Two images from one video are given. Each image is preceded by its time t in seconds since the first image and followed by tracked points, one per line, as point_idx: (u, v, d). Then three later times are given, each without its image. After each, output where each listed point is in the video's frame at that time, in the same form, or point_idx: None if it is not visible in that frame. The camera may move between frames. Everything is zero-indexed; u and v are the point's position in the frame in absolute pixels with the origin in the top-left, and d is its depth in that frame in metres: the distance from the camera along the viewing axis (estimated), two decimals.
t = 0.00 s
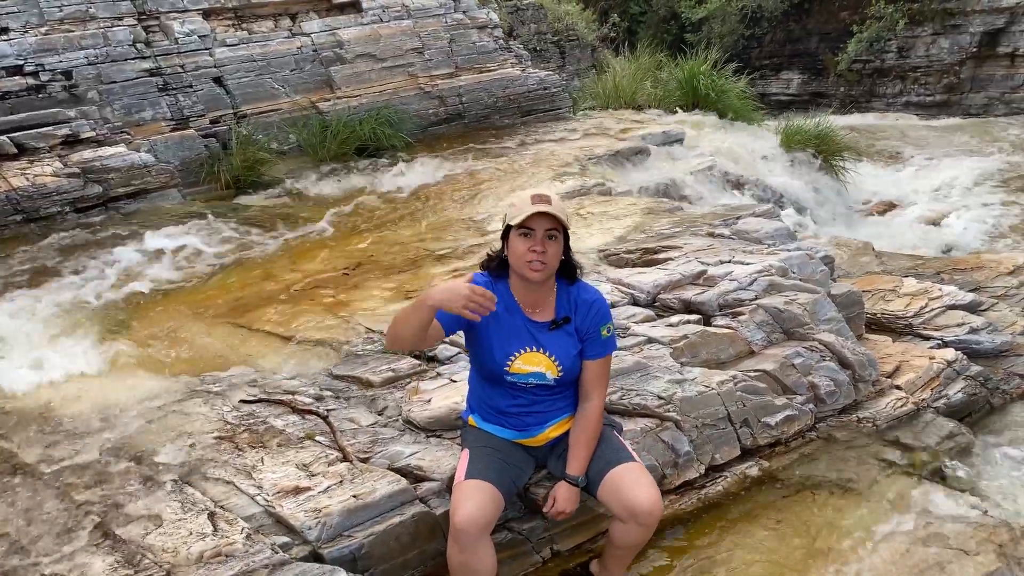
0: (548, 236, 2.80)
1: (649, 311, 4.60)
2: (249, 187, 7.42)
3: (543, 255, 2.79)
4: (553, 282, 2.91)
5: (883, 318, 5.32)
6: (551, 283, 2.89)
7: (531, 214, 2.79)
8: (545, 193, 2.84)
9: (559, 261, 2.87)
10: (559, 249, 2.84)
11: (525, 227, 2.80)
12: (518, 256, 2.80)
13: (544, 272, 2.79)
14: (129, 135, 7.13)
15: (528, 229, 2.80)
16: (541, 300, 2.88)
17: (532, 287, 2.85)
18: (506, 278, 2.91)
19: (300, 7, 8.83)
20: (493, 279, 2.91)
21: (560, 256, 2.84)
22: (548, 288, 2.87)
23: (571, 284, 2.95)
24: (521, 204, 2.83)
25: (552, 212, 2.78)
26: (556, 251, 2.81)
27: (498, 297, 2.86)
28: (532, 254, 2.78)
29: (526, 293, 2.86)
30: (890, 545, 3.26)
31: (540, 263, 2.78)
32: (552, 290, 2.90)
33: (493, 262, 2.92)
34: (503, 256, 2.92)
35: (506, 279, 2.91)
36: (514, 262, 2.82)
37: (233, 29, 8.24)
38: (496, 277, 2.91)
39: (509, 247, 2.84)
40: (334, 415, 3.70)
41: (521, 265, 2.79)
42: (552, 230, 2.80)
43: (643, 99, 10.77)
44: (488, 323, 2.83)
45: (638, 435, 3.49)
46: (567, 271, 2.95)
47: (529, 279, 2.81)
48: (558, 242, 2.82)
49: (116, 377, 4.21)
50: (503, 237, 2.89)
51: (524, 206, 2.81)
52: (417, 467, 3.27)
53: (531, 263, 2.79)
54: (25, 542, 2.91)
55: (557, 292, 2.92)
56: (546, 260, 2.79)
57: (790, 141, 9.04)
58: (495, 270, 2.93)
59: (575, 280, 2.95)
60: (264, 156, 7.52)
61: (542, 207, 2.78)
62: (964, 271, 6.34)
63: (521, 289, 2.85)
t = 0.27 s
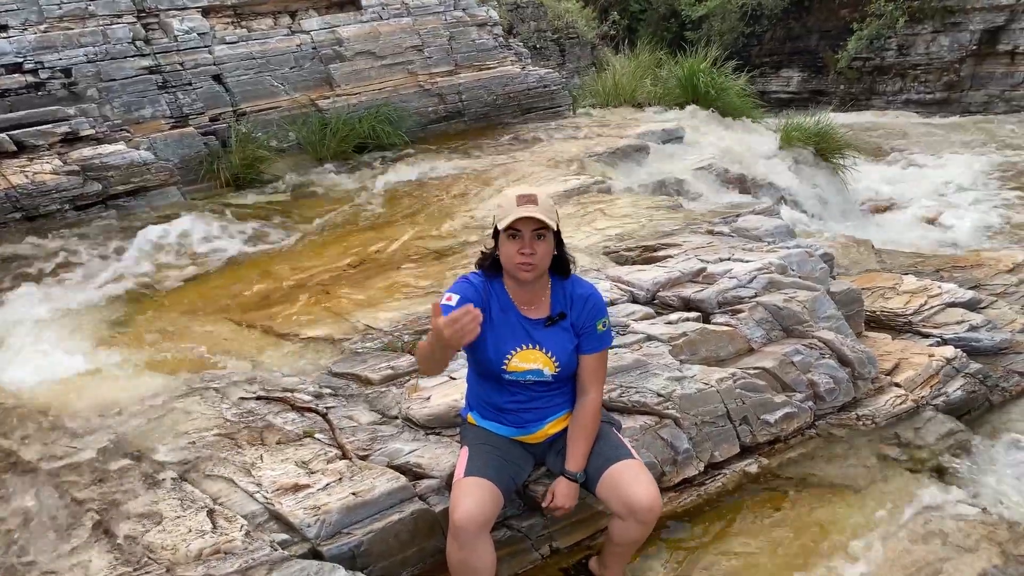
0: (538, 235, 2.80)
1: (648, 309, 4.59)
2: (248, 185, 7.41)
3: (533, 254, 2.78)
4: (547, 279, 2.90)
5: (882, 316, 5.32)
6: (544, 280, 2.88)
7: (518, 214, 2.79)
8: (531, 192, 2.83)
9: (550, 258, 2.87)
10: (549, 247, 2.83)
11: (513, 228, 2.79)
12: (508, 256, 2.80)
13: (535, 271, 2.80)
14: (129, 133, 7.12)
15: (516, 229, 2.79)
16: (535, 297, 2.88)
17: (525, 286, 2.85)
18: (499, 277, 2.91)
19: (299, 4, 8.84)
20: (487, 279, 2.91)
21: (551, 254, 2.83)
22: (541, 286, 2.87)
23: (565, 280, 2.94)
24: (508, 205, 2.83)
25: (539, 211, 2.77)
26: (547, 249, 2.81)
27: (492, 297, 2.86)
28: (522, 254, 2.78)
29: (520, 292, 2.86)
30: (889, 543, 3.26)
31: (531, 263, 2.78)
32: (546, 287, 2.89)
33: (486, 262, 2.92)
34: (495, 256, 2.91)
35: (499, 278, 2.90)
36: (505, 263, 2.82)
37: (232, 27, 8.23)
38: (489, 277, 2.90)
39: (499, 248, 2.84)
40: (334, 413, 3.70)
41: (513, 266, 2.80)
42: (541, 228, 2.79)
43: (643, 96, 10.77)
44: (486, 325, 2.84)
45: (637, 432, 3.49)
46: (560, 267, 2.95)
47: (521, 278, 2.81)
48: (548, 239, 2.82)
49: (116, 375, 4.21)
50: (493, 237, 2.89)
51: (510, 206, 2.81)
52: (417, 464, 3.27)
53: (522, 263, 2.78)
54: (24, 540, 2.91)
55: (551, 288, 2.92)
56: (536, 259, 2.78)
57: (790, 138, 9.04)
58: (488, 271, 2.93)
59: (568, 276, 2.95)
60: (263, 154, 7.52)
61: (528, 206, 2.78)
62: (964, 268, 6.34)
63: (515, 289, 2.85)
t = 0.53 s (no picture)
0: (531, 238, 2.77)
1: (648, 307, 4.60)
2: (248, 183, 7.41)
3: (528, 258, 2.76)
4: (543, 279, 2.88)
5: (882, 314, 5.32)
6: (540, 282, 2.86)
7: (510, 219, 2.75)
8: (522, 193, 2.79)
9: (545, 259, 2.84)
10: (544, 249, 2.81)
11: (506, 233, 2.76)
12: (503, 263, 2.78)
13: (531, 275, 2.77)
14: (128, 131, 7.13)
15: (509, 234, 2.76)
16: (531, 299, 2.86)
17: (522, 289, 2.84)
18: (495, 280, 2.89)
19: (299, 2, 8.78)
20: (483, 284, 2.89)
21: (545, 256, 2.81)
22: (538, 287, 2.85)
23: (562, 279, 2.93)
24: (500, 209, 2.79)
25: (531, 214, 2.74)
26: (541, 252, 2.78)
27: (491, 301, 2.85)
28: (516, 259, 2.75)
29: (517, 296, 2.84)
30: (889, 541, 3.27)
31: (526, 268, 2.76)
32: (543, 287, 2.88)
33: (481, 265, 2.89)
34: (490, 259, 2.89)
35: (496, 282, 2.88)
36: (501, 268, 2.79)
37: (231, 25, 8.22)
38: (485, 281, 2.88)
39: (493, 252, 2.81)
40: (333, 411, 3.70)
41: (509, 271, 2.77)
42: (534, 232, 2.76)
43: (643, 94, 10.75)
44: (486, 334, 2.83)
45: (637, 430, 3.50)
46: (555, 266, 2.93)
47: (518, 283, 2.80)
48: (542, 242, 2.79)
49: (115, 373, 4.22)
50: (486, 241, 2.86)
51: (502, 211, 2.78)
52: (416, 463, 3.28)
53: (517, 268, 2.76)
54: (24, 538, 2.91)
55: (548, 288, 2.90)
56: (531, 264, 2.76)
57: (790, 136, 9.04)
58: (484, 274, 2.90)
59: (564, 274, 2.93)
60: (263, 151, 7.51)
61: (520, 209, 2.74)
62: (963, 266, 6.34)
63: (512, 294, 2.84)
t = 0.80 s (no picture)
0: (523, 241, 2.75)
1: (647, 305, 4.59)
2: (246, 180, 7.39)
3: (522, 261, 2.74)
4: (538, 279, 2.87)
5: (881, 311, 5.32)
6: (535, 282, 2.85)
7: (501, 224, 2.73)
8: (511, 195, 2.76)
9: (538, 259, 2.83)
10: (536, 250, 2.79)
11: (498, 238, 2.74)
12: (498, 267, 2.76)
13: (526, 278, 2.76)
14: (126, 128, 7.14)
15: (501, 239, 2.73)
16: (527, 300, 2.85)
17: (517, 291, 2.82)
18: (489, 282, 2.87)
19: None
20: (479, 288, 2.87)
21: (538, 256, 2.80)
22: (533, 288, 2.84)
23: (555, 277, 2.92)
24: (490, 214, 2.76)
25: (521, 218, 2.71)
26: (534, 253, 2.77)
27: (488, 306, 2.83)
28: (510, 263, 2.74)
29: (513, 299, 2.83)
30: (888, 538, 3.27)
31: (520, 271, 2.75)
32: (538, 288, 2.87)
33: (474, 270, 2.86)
34: (482, 262, 2.86)
35: (490, 284, 2.86)
36: (495, 273, 2.78)
37: (230, 22, 8.19)
38: (479, 284, 2.86)
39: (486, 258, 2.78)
40: (332, 409, 3.69)
41: (504, 276, 2.75)
42: (525, 235, 2.74)
43: (642, 92, 10.70)
44: (485, 339, 2.82)
45: (636, 428, 3.50)
46: (548, 264, 2.91)
47: (513, 287, 2.79)
48: (534, 244, 2.77)
49: (113, 370, 4.21)
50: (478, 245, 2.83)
51: (492, 215, 2.75)
52: (415, 460, 3.27)
53: (512, 273, 2.75)
54: (22, 537, 2.90)
55: (543, 287, 2.89)
56: (525, 267, 2.74)
57: (789, 134, 9.03)
58: (477, 278, 2.88)
59: (558, 273, 2.92)
60: (261, 149, 7.49)
61: (510, 213, 2.72)
62: (962, 264, 6.34)
63: (509, 298, 2.82)
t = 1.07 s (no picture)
0: (518, 236, 2.76)
1: (646, 302, 4.58)
2: (243, 178, 7.36)
3: (517, 256, 2.75)
4: (532, 276, 2.87)
5: (879, 309, 5.31)
6: (529, 279, 2.85)
7: (495, 219, 2.74)
8: (504, 192, 2.78)
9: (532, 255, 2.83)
10: (530, 245, 2.80)
11: (492, 233, 2.74)
12: (492, 263, 2.76)
13: (521, 273, 2.76)
14: (123, 125, 7.09)
15: (495, 234, 2.74)
16: (521, 296, 2.84)
17: (511, 288, 2.82)
18: (483, 280, 2.87)
19: None
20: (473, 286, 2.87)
21: (532, 252, 2.81)
22: (527, 284, 2.84)
23: (550, 274, 2.91)
24: (483, 210, 2.77)
25: (515, 212, 2.73)
26: (528, 248, 2.78)
27: (482, 303, 2.83)
28: (505, 258, 2.74)
29: (508, 296, 2.83)
30: (887, 536, 3.27)
31: (515, 266, 2.75)
32: (532, 284, 2.86)
33: (467, 269, 2.86)
34: (475, 260, 2.86)
35: (484, 282, 2.86)
36: (489, 269, 2.78)
37: (227, 19, 8.18)
38: (473, 283, 2.86)
39: (481, 255, 2.78)
40: (330, 406, 3.69)
41: (499, 272, 2.76)
42: (519, 229, 2.75)
43: (641, 89, 10.62)
44: (480, 336, 2.82)
45: (634, 426, 3.49)
46: (541, 261, 2.91)
47: (508, 283, 2.79)
48: (528, 239, 2.78)
49: (110, 368, 4.19)
50: (471, 242, 2.84)
51: (485, 211, 2.76)
52: (413, 458, 3.26)
53: (507, 267, 2.75)
54: (18, 535, 2.89)
55: (537, 284, 2.89)
56: (520, 262, 2.75)
57: (789, 132, 8.99)
58: (471, 276, 2.88)
59: (553, 269, 2.91)
60: (259, 146, 7.47)
61: (504, 209, 2.73)
62: (961, 262, 6.34)
63: (503, 295, 2.82)
